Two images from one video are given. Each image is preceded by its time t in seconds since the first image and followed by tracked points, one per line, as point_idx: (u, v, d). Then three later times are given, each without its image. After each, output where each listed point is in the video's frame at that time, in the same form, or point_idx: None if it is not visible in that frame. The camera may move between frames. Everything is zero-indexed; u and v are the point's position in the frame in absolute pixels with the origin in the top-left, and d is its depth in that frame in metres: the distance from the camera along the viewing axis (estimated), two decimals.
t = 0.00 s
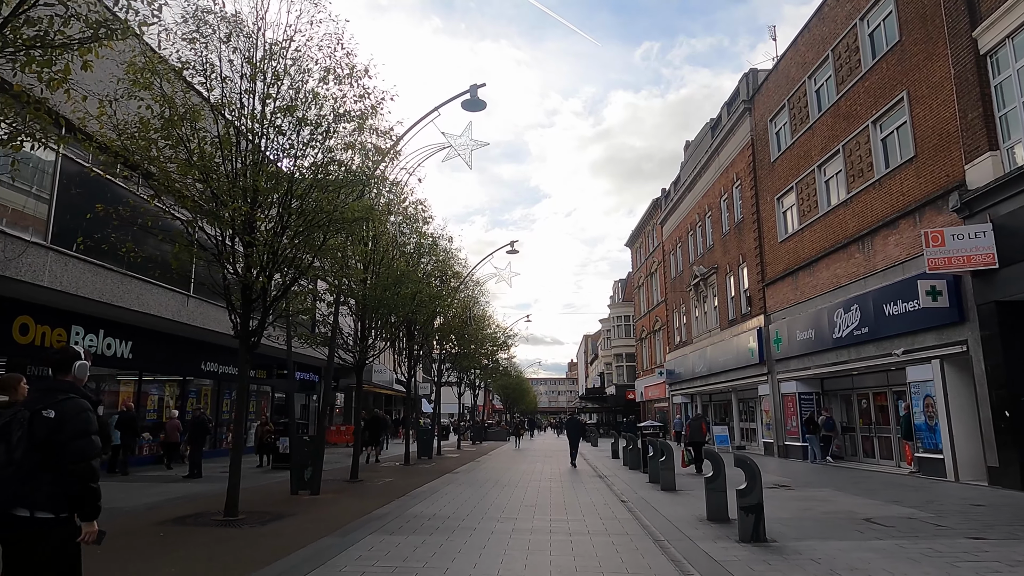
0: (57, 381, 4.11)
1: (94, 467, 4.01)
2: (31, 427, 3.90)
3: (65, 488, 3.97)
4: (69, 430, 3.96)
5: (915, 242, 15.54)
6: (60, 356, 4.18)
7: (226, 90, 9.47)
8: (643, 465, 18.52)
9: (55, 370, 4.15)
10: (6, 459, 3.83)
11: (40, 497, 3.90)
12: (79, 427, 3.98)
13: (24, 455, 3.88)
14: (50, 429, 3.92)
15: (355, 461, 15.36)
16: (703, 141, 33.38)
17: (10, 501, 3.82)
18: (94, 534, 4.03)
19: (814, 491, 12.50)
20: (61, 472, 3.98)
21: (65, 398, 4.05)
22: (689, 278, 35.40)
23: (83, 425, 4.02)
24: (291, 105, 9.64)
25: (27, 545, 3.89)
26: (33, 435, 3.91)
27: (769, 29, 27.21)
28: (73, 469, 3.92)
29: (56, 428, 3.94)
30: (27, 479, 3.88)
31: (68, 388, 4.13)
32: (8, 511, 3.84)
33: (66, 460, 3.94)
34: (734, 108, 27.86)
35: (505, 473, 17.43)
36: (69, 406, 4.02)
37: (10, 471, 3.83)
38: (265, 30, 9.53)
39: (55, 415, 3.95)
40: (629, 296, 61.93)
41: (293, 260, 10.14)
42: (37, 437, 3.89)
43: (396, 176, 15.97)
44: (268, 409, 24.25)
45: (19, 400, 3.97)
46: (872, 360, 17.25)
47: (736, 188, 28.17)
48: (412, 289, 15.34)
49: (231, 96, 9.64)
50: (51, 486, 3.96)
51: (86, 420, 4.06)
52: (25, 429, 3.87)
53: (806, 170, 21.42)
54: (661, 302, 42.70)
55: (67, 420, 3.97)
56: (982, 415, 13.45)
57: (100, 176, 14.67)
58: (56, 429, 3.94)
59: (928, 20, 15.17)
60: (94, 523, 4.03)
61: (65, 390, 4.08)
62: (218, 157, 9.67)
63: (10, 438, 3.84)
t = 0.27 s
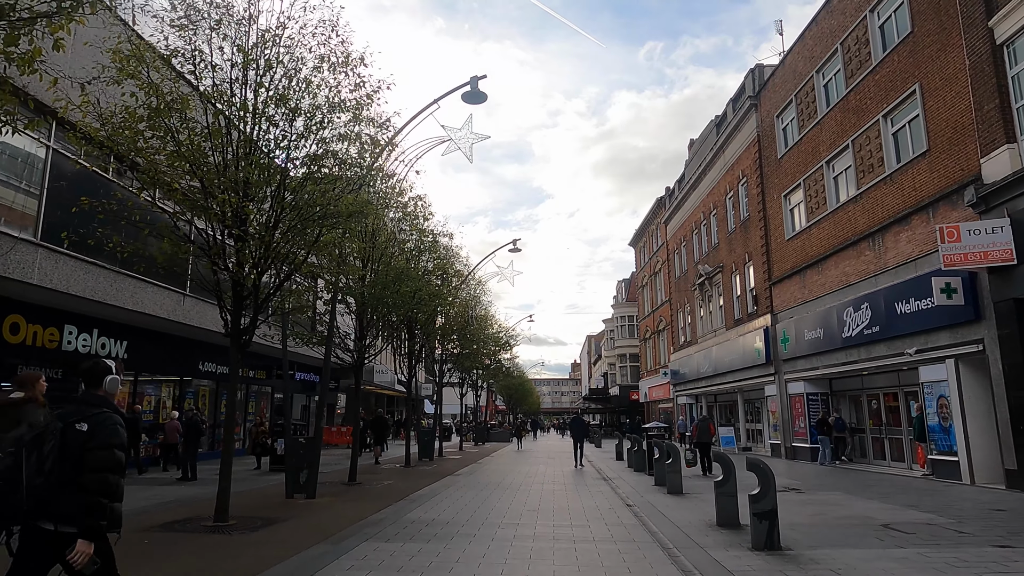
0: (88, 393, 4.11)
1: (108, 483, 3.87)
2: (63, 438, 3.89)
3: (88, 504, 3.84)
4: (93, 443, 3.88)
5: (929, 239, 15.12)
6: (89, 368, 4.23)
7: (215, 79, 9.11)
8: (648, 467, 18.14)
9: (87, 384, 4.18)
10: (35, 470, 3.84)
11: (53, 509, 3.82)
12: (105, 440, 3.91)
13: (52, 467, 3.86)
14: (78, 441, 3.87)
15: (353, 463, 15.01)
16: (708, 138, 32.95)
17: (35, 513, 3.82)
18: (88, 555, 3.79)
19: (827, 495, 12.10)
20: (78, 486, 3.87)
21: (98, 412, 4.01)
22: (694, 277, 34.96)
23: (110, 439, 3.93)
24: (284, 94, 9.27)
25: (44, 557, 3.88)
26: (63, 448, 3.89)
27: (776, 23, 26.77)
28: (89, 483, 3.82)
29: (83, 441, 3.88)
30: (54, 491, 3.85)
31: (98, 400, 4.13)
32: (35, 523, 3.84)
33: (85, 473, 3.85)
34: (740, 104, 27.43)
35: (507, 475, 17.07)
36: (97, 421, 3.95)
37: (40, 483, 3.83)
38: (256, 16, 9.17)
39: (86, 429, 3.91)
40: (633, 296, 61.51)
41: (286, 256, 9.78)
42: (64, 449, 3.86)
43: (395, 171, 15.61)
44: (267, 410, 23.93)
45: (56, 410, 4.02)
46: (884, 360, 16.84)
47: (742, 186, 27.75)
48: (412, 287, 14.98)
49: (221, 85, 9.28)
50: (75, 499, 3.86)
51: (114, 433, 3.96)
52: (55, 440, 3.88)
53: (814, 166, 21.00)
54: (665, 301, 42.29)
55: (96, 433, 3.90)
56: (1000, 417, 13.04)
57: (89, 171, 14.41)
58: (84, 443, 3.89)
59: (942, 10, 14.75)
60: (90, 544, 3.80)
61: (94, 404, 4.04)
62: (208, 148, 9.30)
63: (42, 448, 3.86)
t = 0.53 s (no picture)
0: (125, 388, 4.21)
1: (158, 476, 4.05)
2: (106, 433, 4.02)
3: (138, 492, 4.02)
4: (137, 434, 4.03)
5: (942, 234, 14.72)
6: (125, 361, 4.24)
7: (203, 67, 8.76)
8: (653, 469, 17.78)
9: (122, 377, 4.22)
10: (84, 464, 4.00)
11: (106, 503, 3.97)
12: (148, 433, 4.05)
13: (98, 462, 3.99)
14: (121, 434, 4.02)
15: (350, 465, 14.65)
16: (712, 135, 32.56)
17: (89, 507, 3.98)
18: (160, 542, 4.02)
19: (838, 498, 11.70)
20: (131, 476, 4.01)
21: (136, 405, 4.14)
22: (698, 276, 34.55)
23: (151, 432, 4.06)
24: (274, 82, 8.91)
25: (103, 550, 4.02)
26: (107, 442, 4.02)
27: (781, 18, 26.38)
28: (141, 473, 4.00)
29: (126, 434, 4.03)
30: (105, 483, 4.00)
31: (138, 393, 4.24)
32: (87, 516, 3.99)
33: (133, 464, 4.02)
34: (745, 100, 27.04)
35: (509, 478, 16.70)
36: (135, 414, 4.09)
37: (88, 477, 3.99)
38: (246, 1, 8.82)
39: (127, 422, 4.06)
40: (636, 296, 61.09)
41: (278, 252, 9.42)
42: (109, 443, 4.00)
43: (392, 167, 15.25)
44: (266, 411, 23.60)
45: (94, 407, 4.14)
46: (894, 359, 16.45)
47: (747, 183, 27.34)
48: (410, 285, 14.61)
49: (209, 73, 8.93)
50: (125, 489, 4.01)
51: (156, 426, 4.10)
52: (99, 436, 4.01)
53: (821, 162, 20.59)
54: (668, 301, 41.89)
55: (137, 426, 4.04)
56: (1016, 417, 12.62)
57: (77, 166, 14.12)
58: (126, 436, 4.03)
59: None
60: (162, 532, 4.04)
61: (130, 397, 4.16)
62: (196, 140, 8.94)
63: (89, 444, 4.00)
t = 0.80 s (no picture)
0: (146, 395, 4.47)
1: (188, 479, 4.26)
2: (129, 439, 4.25)
3: (158, 494, 4.30)
4: (162, 441, 4.26)
5: (950, 231, 14.43)
6: (148, 369, 4.53)
7: (190, 56, 8.48)
8: (655, 472, 17.45)
9: (144, 385, 4.49)
10: (106, 469, 4.23)
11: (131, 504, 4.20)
12: (174, 440, 4.28)
13: (120, 466, 4.22)
14: (145, 440, 4.24)
15: (345, 468, 14.33)
16: (713, 134, 32.29)
17: (109, 510, 4.19)
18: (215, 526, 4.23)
19: (846, 501, 11.38)
20: (155, 480, 4.29)
21: (159, 412, 4.39)
22: (700, 276, 34.24)
23: (176, 438, 4.29)
24: (264, 72, 8.64)
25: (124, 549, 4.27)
26: (130, 447, 4.25)
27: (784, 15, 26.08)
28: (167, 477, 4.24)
29: (150, 440, 4.25)
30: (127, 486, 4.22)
31: (158, 400, 4.50)
32: (106, 520, 4.20)
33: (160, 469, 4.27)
34: (748, 98, 26.77)
35: (508, 481, 16.39)
36: (158, 420, 4.33)
37: (112, 482, 4.21)
38: None
39: (150, 429, 4.28)
40: (637, 297, 60.78)
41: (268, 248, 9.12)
42: (133, 448, 4.22)
43: (389, 163, 14.95)
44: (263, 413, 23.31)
45: (117, 414, 4.39)
46: (901, 359, 16.15)
47: (750, 182, 27.04)
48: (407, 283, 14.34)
49: (197, 63, 8.64)
50: (147, 492, 4.26)
51: (180, 433, 4.32)
52: (123, 441, 4.24)
53: (825, 159, 20.30)
54: (670, 302, 41.57)
55: (162, 433, 4.27)
56: None
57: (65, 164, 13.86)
58: (149, 442, 4.26)
59: None
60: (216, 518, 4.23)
61: (152, 404, 4.42)
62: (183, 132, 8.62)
63: (111, 450, 4.22)
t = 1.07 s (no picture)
0: (172, 399, 4.31)
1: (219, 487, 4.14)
2: (158, 444, 4.07)
3: (188, 500, 4.14)
4: (194, 447, 4.08)
5: (966, 228, 14.00)
6: (174, 373, 4.39)
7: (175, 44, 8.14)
8: (662, 476, 17.03)
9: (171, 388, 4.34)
10: (137, 475, 4.05)
11: (166, 510, 4.06)
12: (202, 445, 4.10)
13: (150, 472, 4.05)
14: (175, 446, 4.06)
15: (343, 473, 13.98)
16: (719, 133, 31.87)
17: (144, 515, 4.05)
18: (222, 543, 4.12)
19: (860, 508, 10.95)
20: (189, 486, 4.13)
21: (187, 415, 4.22)
22: (706, 277, 33.79)
23: (207, 442, 4.13)
24: (254, 60, 8.30)
25: (160, 556, 4.12)
26: (159, 452, 4.07)
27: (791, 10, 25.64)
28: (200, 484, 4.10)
29: (180, 445, 4.07)
30: (158, 493, 4.06)
31: (186, 403, 4.34)
32: (141, 525, 4.06)
33: (195, 475, 4.12)
34: (754, 95, 26.36)
35: (511, 485, 15.99)
36: (190, 423, 4.16)
37: (143, 488, 4.03)
38: None
39: (178, 433, 4.09)
40: (642, 299, 60.29)
41: (258, 245, 8.76)
42: (163, 454, 4.04)
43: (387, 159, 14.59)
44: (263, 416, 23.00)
45: (145, 419, 4.19)
46: (915, 360, 15.71)
47: (757, 181, 26.60)
48: (406, 282, 13.98)
49: (183, 51, 8.30)
50: (179, 498, 4.10)
51: (208, 438, 4.15)
52: (152, 447, 4.05)
53: (834, 156, 19.87)
54: (676, 303, 41.12)
55: (190, 438, 4.09)
56: None
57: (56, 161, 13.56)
58: (179, 446, 4.07)
59: None
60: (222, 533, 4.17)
61: (180, 407, 4.26)
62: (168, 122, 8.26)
63: (141, 455, 4.04)
